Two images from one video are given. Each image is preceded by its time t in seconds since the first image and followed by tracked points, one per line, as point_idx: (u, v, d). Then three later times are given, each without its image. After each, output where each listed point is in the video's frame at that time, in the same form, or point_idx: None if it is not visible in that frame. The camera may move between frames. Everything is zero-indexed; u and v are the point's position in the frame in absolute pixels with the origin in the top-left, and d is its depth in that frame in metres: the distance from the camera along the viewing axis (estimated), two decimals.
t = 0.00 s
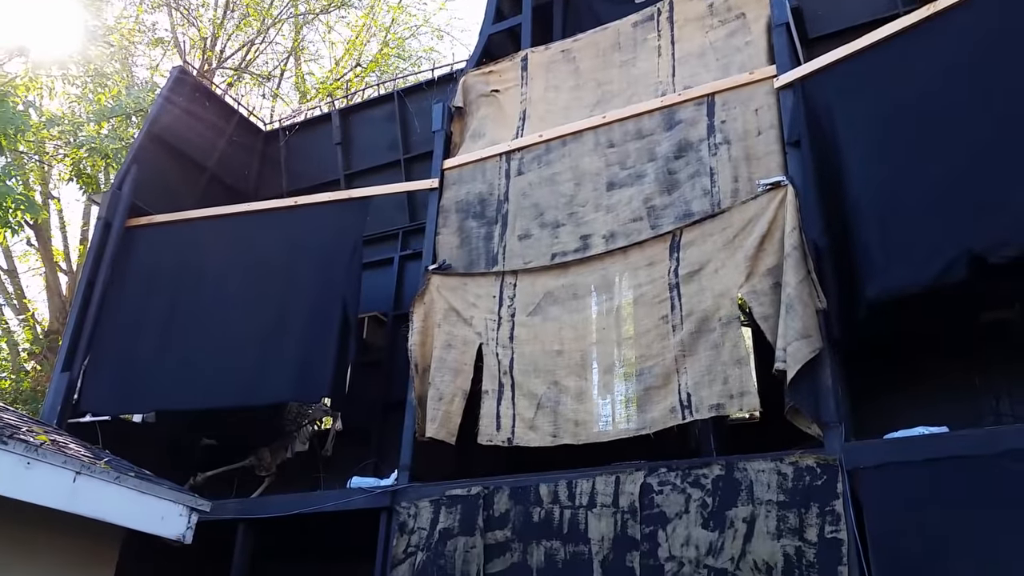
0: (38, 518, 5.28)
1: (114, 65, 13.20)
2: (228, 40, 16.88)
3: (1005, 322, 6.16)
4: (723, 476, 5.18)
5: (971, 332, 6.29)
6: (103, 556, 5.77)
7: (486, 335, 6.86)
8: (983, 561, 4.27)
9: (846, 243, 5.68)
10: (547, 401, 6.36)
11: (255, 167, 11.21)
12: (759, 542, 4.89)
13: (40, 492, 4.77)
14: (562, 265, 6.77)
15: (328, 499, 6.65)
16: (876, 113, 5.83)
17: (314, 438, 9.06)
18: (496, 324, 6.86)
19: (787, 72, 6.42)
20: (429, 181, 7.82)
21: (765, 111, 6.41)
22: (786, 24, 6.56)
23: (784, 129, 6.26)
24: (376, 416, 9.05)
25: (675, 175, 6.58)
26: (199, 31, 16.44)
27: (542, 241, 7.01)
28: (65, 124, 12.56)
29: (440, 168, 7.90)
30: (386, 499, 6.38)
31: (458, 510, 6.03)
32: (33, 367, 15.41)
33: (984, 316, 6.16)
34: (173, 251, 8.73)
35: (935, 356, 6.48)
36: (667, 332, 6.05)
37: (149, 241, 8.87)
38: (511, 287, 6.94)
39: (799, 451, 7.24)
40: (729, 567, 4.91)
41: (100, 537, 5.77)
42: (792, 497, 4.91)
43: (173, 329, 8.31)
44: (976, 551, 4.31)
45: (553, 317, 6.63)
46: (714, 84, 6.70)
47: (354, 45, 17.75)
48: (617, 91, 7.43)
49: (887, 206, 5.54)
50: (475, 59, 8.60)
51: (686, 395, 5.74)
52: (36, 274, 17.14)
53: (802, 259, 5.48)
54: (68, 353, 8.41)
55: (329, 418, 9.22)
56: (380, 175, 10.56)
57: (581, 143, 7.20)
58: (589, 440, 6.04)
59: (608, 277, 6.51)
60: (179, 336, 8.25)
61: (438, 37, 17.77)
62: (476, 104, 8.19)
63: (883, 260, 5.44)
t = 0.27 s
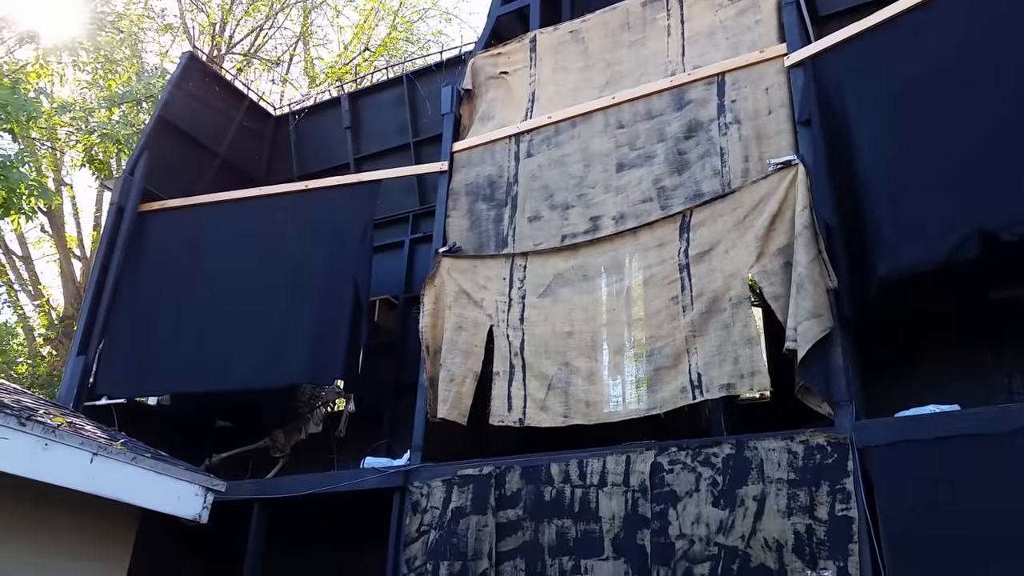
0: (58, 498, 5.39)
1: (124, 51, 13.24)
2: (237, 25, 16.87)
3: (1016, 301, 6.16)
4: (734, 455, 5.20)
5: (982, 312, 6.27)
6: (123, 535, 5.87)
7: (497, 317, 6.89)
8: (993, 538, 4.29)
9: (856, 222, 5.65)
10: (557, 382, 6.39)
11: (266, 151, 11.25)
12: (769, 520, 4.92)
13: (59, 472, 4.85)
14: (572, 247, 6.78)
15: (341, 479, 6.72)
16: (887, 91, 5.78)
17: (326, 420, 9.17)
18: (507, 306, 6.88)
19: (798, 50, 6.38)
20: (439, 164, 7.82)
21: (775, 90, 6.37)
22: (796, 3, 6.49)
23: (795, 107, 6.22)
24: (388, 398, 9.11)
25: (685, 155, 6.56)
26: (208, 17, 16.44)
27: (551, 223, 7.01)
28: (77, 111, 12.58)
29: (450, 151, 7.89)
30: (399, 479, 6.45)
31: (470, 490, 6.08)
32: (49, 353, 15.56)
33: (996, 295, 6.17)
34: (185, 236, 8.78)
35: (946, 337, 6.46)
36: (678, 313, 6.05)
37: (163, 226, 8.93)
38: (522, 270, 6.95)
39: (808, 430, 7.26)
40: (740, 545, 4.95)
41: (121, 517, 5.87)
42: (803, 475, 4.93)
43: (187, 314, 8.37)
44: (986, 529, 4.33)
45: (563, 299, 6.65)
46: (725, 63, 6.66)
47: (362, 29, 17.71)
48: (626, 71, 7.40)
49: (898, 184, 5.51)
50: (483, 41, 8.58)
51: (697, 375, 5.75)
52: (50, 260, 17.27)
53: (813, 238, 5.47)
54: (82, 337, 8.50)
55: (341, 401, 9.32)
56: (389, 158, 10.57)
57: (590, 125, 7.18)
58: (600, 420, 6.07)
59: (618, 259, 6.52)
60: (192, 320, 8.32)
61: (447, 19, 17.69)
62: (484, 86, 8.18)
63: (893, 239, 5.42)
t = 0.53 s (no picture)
0: (61, 478, 5.42)
1: (118, 31, 13.20)
2: (233, 6, 16.75)
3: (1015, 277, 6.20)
4: (733, 432, 5.21)
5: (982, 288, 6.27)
6: (127, 514, 5.91)
7: (496, 297, 6.88)
8: (992, 512, 4.31)
9: (857, 198, 5.62)
10: (557, 361, 6.39)
11: (264, 131, 11.19)
12: (769, 496, 4.93)
13: (62, 452, 4.87)
14: (572, 226, 6.76)
15: (343, 459, 6.75)
16: (887, 64, 5.71)
17: (327, 400, 9.20)
18: (507, 286, 6.87)
19: (798, 26, 6.34)
20: (437, 143, 7.77)
21: (776, 66, 6.33)
22: None
23: (795, 84, 6.17)
24: (387, 378, 9.11)
25: (685, 133, 6.52)
26: None
27: (551, 202, 6.98)
28: (73, 92, 12.60)
29: (448, 130, 7.85)
30: (400, 458, 6.48)
31: (471, 468, 6.10)
32: (48, 337, 15.55)
33: (996, 271, 6.22)
34: (184, 218, 8.75)
35: (946, 316, 6.44)
36: (678, 292, 6.04)
37: (161, 207, 8.90)
38: (521, 249, 6.93)
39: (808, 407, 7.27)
40: (739, 521, 4.97)
41: (126, 497, 5.90)
42: (802, 451, 4.94)
43: (188, 297, 8.35)
44: (985, 503, 4.34)
45: (563, 278, 6.63)
46: (725, 39, 6.61)
47: (359, 9, 17.58)
48: (625, 48, 7.35)
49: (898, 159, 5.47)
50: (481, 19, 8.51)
51: (697, 353, 5.75)
52: (48, 244, 17.22)
53: (814, 215, 5.46)
54: (82, 319, 8.48)
55: (340, 381, 9.33)
56: (387, 138, 10.51)
57: (589, 103, 7.14)
58: (600, 398, 6.08)
59: (618, 238, 6.50)
60: (192, 302, 8.30)
61: None
62: (482, 64, 8.12)
63: (892, 214, 5.38)
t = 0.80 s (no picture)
0: (62, 457, 5.44)
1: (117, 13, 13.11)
2: None
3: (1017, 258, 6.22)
4: (733, 413, 5.22)
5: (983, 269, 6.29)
6: (129, 493, 5.95)
7: (497, 279, 6.88)
8: (990, 491, 4.34)
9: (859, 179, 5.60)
10: (558, 343, 6.40)
11: (264, 113, 11.17)
12: (768, 476, 4.95)
13: (65, 431, 4.89)
14: (573, 208, 6.75)
15: (344, 440, 6.78)
16: (891, 44, 5.67)
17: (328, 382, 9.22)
18: (507, 268, 6.87)
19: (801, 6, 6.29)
20: (438, 125, 7.74)
21: (778, 46, 6.29)
22: None
23: (798, 64, 6.13)
24: (388, 360, 9.13)
25: (686, 114, 6.49)
26: None
27: (552, 184, 6.96)
28: (72, 74, 12.39)
29: (449, 112, 7.82)
30: (401, 439, 6.51)
31: (472, 449, 6.13)
32: (50, 320, 15.59)
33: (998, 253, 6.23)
34: (184, 200, 8.73)
35: (947, 298, 6.45)
36: (678, 274, 6.03)
37: (161, 189, 8.88)
38: (522, 231, 6.93)
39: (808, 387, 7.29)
40: (739, 501, 4.99)
41: (128, 475, 5.94)
42: (802, 432, 4.95)
43: (190, 279, 8.34)
44: (984, 483, 4.36)
45: (564, 260, 6.63)
46: (727, 19, 6.56)
47: None
48: (628, 29, 7.31)
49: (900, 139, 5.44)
50: None
51: (697, 335, 5.75)
52: (48, 228, 17.20)
53: (815, 197, 5.44)
54: (83, 301, 8.49)
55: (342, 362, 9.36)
56: (387, 120, 10.47)
57: (591, 84, 7.10)
58: (600, 380, 6.10)
59: (619, 220, 6.49)
60: (193, 284, 8.30)
61: None
62: (483, 45, 8.09)
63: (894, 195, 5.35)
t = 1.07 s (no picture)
0: (63, 440, 5.45)
1: None
2: None
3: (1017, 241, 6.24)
4: (732, 395, 5.23)
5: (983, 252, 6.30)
6: (132, 472, 5.97)
7: (497, 262, 6.87)
8: (987, 471, 4.37)
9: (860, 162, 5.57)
10: (558, 325, 6.41)
11: (264, 95, 11.12)
12: (767, 458, 4.97)
13: (65, 410, 4.91)
14: (573, 190, 6.73)
15: (344, 421, 6.80)
16: (894, 26, 5.63)
17: (329, 364, 9.24)
18: (507, 250, 6.86)
19: None
20: (438, 107, 7.70)
21: (781, 27, 6.24)
22: None
23: (800, 46, 6.09)
24: (389, 342, 9.15)
25: (688, 96, 6.45)
26: None
27: (552, 166, 6.94)
28: (70, 54, 12.27)
29: (449, 94, 7.78)
30: (401, 421, 6.53)
31: (472, 431, 6.15)
32: (51, 303, 15.60)
33: (998, 236, 6.24)
34: (183, 182, 8.71)
35: (947, 282, 6.46)
36: (679, 256, 6.02)
37: (160, 171, 8.85)
38: (522, 214, 6.91)
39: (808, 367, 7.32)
40: (738, 482, 5.02)
41: (127, 461, 5.94)
42: (801, 414, 4.97)
43: (189, 261, 8.33)
44: (983, 466, 4.39)
45: (564, 243, 6.62)
46: None
47: None
48: (630, 10, 7.26)
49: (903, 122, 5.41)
50: None
51: (697, 317, 5.75)
52: (48, 210, 17.18)
53: (817, 179, 5.42)
54: (83, 284, 8.52)
55: (342, 344, 9.37)
56: (387, 102, 10.42)
57: (592, 65, 7.05)
58: (600, 362, 6.11)
59: (620, 202, 6.48)
60: (192, 267, 8.30)
61: None
62: (484, 27, 8.03)
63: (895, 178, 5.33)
